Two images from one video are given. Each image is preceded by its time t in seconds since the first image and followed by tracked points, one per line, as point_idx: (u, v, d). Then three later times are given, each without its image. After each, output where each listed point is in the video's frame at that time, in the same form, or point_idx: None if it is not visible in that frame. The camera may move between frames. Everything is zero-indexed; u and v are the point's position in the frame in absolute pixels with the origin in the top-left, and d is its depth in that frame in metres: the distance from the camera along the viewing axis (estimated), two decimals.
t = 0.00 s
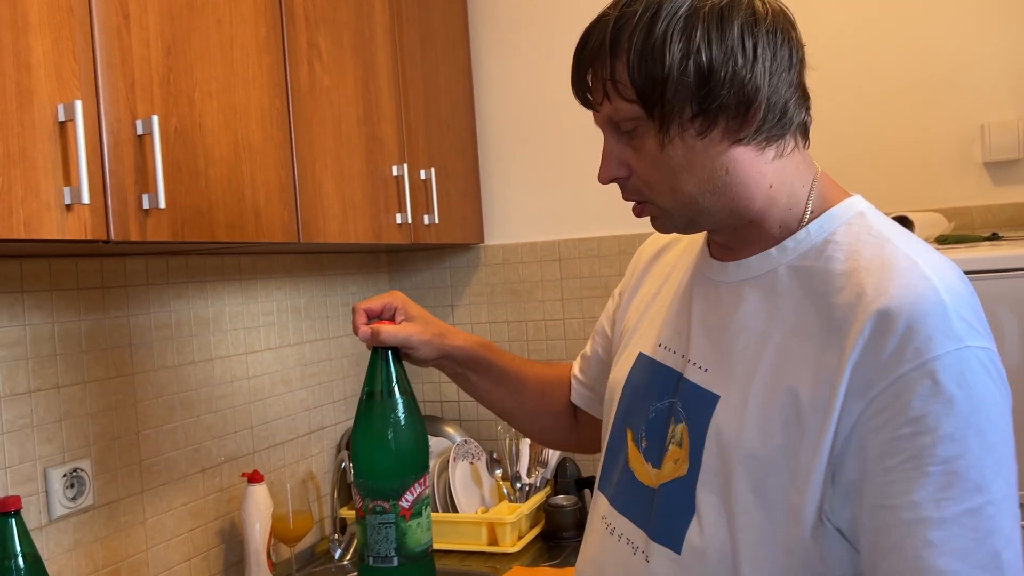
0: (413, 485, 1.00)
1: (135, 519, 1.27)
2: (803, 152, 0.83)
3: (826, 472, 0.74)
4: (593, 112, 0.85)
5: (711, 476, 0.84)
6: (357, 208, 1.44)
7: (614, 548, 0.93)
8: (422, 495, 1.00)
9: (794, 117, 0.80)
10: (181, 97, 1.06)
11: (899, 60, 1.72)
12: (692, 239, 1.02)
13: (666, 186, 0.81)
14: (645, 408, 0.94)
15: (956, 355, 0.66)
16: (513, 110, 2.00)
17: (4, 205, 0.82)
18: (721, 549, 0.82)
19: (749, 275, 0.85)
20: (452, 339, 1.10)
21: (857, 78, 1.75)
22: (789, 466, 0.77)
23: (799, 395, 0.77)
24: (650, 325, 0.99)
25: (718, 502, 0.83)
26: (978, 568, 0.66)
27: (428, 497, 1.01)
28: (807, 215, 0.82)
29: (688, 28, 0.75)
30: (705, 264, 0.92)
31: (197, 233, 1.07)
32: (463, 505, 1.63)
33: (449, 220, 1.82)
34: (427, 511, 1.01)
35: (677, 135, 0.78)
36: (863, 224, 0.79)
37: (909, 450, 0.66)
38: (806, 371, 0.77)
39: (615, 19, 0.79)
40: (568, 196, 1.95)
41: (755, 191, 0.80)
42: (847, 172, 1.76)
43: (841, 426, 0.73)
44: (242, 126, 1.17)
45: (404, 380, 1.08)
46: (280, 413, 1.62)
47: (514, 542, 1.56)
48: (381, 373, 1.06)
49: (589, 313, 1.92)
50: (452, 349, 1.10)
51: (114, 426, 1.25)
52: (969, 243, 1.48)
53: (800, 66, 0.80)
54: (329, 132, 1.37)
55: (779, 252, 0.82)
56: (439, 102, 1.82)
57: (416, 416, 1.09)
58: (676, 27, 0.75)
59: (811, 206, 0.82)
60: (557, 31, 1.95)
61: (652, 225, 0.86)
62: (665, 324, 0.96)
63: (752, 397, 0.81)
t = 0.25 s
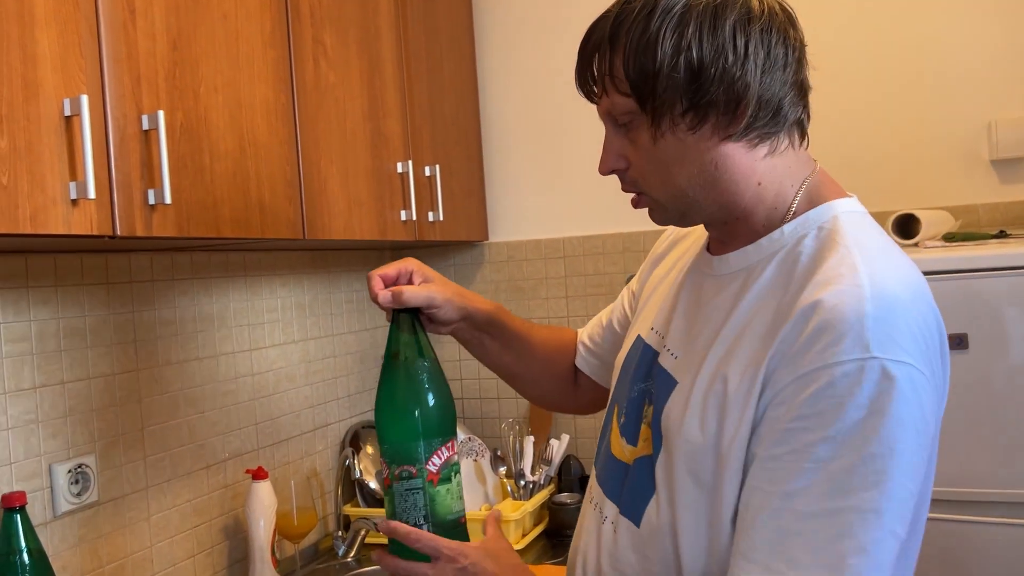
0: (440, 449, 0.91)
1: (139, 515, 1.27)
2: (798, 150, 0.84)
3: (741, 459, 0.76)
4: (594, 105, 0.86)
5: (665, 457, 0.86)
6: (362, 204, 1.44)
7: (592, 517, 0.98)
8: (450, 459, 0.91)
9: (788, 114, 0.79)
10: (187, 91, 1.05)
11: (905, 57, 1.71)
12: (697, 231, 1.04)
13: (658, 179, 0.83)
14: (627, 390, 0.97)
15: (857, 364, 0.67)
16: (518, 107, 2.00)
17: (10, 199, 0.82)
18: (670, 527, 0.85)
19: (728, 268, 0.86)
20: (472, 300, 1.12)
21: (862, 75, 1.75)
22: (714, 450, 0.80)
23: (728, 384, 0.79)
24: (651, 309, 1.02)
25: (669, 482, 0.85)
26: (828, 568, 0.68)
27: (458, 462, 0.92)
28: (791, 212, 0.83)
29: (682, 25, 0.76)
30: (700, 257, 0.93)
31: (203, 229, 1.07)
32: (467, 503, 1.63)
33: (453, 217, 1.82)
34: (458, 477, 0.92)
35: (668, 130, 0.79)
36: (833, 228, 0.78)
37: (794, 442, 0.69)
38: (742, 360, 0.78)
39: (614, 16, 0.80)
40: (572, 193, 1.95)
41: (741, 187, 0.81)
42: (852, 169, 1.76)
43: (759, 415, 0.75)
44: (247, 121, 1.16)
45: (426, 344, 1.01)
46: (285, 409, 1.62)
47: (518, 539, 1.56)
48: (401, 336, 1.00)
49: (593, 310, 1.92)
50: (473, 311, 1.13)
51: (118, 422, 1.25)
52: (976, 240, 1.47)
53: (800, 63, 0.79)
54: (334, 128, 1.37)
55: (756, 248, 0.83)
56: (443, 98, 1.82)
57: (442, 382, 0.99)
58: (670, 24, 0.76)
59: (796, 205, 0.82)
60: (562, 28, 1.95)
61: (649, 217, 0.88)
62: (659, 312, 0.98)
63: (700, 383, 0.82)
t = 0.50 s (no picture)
0: (453, 452, 0.90)
1: (140, 513, 1.27)
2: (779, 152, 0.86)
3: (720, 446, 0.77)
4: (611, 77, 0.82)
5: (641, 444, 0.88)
6: (364, 202, 1.44)
7: (570, 503, 0.99)
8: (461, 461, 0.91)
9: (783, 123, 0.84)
10: (189, 88, 1.05)
11: (907, 57, 1.71)
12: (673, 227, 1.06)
13: (692, 159, 0.79)
14: (605, 379, 0.98)
15: (829, 347, 0.69)
16: (519, 106, 2.00)
17: (11, 197, 0.81)
18: (647, 511, 0.86)
19: (702, 265, 0.88)
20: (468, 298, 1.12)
21: (863, 74, 1.75)
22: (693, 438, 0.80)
23: (706, 373, 0.79)
24: (625, 303, 1.03)
25: (648, 470, 0.86)
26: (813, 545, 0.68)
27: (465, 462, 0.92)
28: (765, 209, 0.85)
29: (744, 15, 0.78)
30: (674, 253, 0.95)
31: (204, 227, 1.06)
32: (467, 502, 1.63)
33: (455, 216, 1.82)
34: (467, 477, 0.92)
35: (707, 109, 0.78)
36: (800, 224, 0.81)
37: (770, 426, 0.70)
38: (719, 349, 0.79)
39: None
40: (573, 192, 1.95)
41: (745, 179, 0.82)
42: (852, 168, 1.76)
43: (736, 402, 0.76)
44: (248, 119, 1.16)
45: (429, 343, 1.00)
46: (285, 407, 1.62)
47: (519, 538, 1.56)
48: (405, 337, 0.99)
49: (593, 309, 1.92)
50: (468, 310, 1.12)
51: (119, 420, 1.25)
52: (979, 239, 1.47)
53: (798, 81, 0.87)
54: (336, 126, 1.37)
55: (726, 246, 0.85)
56: (445, 96, 1.82)
57: (445, 382, 0.99)
58: (737, 11, 0.77)
59: (769, 202, 0.85)
60: (563, 27, 1.95)
61: (655, 200, 0.82)
62: (635, 304, 0.99)
63: (677, 373, 0.83)
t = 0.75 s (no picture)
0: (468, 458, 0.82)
1: (138, 511, 1.27)
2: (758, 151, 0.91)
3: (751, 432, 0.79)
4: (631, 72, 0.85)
5: (653, 437, 0.87)
6: (362, 199, 1.43)
7: (565, 502, 0.96)
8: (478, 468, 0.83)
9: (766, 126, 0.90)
10: (187, 85, 1.05)
11: (907, 55, 1.71)
12: (649, 210, 1.05)
13: (717, 153, 0.83)
14: (591, 375, 0.97)
15: (856, 327, 0.73)
16: (518, 104, 2.01)
17: (9, 194, 0.81)
18: (665, 506, 0.86)
19: (692, 257, 0.88)
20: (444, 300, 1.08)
21: (862, 73, 1.75)
22: (717, 427, 0.82)
23: (729, 363, 0.81)
24: (599, 297, 1.01)
25: (663, 463, 0.86)
26: (866, 511, 0.73)
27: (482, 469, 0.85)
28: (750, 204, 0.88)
29: (765, 31, 0.86)
30: (652, 250, 0.94)
31: (203, 224, 1.06)
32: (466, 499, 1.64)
33: (454, 214, 1.82)
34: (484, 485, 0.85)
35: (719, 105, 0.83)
36: (788, 216, 0.85)
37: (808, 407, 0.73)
38: (737, 339, 0.81)
39: None
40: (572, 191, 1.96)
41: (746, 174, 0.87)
42: (851, 166, 1.76)
43: (762, 389, 0.78)
44: (247, 116, 1.16)
45: (433, 353, 0.93)
46: (284, 405, 1.62)
47: (518, 536, 1.56)
48: (407, 347, 0.92)
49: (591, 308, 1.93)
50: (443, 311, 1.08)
51: (118, 417, 1.24)
52: (978, 238, 1.47)
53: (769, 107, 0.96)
54: (335, 124, 1.37)
55: (718, 240, 0.87)
56: (444, 94, 1.82)
57: (453, 393, 0.92)
58: (762, 27, 0.85)
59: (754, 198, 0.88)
60: (562, 26, 1.96)
61: (675, 188, 0.83)
62: (614, 299, 0.98)
63: (690, 365, 0.84)
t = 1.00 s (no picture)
0: (505, 446, 0.74)
1: (138, 511, 1.27)
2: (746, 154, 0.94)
3: (770, 422, 0.81)
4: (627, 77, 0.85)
5: (670, 432, 0.87)
6: (362, 199, 1.43)
7: (571, 505, 0.93)
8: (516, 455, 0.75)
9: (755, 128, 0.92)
10: (187, 86, 1.05)
11: (906, 56, 1.71)
12: (636, 205, 1.05)
13: (713, 154, 0.84)
14: (591, 374, 0.95)
15: (870, 316, 0.77)
16: (518, 105, 2.02)
17: (9, 195, 0.81)
18: (680, 501, 0.86)
19: (692, 256, 0.89)
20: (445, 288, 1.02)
21: (861, 74, 1.75)
22: (737, 418, 0.83)
23: (745, 356, 0.83)
24: (588, 294, 1.00)
25: (679, 458, 0.86)
26: (893, 489, 0.76)
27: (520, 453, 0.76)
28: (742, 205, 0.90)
29: (753, 38, 0.88)
30: (643, 249, 0.94)
31: (202, 225, 1.06)
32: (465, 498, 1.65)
33: (453, 214, 1.83)
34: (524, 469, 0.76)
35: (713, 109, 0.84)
36: (784, 215, 0.88)
37: (831, 395, 0.76)
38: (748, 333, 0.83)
39: None
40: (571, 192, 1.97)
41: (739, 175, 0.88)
42: (850, 166, 1.76)
43: (779, 379, 0.80)
44: (247, 116, 1.16)
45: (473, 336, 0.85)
46: (284, 404, 1.63)
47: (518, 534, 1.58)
48: (445, 328, 0.84)
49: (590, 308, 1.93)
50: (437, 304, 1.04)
51: (118, 417, 1.25)
52: (976, 238, 1.47)
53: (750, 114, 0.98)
54: (334, 124, 1.37)
55: (718, 238, 0.88)
56: (444, 94, 1.82)
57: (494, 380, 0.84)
58: (751, 33, 0.87)
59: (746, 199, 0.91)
60: (562, 27, 1.96)
61: (675, 188, 0.83)
62: (607, 298, 0.97)
63: (702, 361, 0.85)
